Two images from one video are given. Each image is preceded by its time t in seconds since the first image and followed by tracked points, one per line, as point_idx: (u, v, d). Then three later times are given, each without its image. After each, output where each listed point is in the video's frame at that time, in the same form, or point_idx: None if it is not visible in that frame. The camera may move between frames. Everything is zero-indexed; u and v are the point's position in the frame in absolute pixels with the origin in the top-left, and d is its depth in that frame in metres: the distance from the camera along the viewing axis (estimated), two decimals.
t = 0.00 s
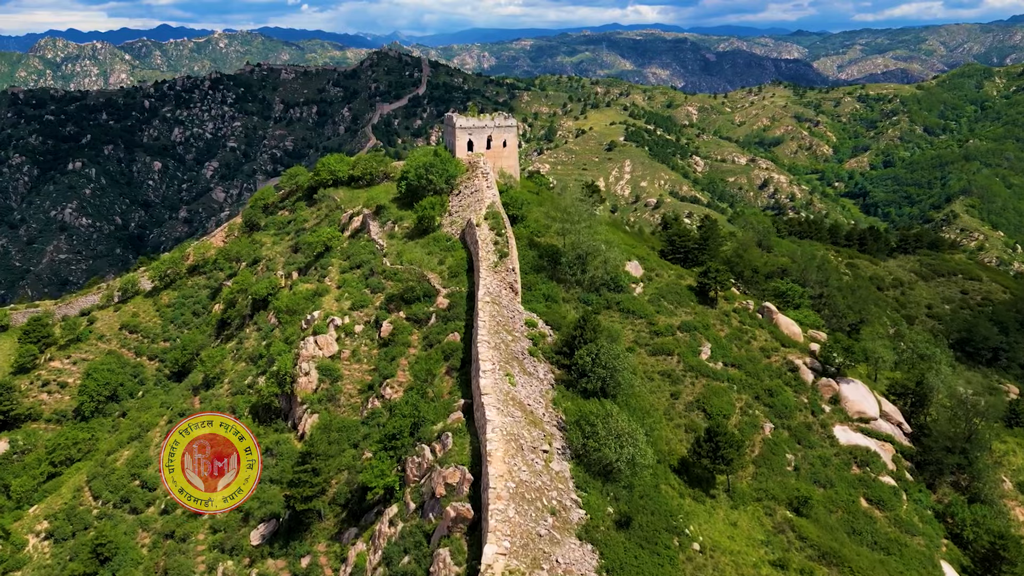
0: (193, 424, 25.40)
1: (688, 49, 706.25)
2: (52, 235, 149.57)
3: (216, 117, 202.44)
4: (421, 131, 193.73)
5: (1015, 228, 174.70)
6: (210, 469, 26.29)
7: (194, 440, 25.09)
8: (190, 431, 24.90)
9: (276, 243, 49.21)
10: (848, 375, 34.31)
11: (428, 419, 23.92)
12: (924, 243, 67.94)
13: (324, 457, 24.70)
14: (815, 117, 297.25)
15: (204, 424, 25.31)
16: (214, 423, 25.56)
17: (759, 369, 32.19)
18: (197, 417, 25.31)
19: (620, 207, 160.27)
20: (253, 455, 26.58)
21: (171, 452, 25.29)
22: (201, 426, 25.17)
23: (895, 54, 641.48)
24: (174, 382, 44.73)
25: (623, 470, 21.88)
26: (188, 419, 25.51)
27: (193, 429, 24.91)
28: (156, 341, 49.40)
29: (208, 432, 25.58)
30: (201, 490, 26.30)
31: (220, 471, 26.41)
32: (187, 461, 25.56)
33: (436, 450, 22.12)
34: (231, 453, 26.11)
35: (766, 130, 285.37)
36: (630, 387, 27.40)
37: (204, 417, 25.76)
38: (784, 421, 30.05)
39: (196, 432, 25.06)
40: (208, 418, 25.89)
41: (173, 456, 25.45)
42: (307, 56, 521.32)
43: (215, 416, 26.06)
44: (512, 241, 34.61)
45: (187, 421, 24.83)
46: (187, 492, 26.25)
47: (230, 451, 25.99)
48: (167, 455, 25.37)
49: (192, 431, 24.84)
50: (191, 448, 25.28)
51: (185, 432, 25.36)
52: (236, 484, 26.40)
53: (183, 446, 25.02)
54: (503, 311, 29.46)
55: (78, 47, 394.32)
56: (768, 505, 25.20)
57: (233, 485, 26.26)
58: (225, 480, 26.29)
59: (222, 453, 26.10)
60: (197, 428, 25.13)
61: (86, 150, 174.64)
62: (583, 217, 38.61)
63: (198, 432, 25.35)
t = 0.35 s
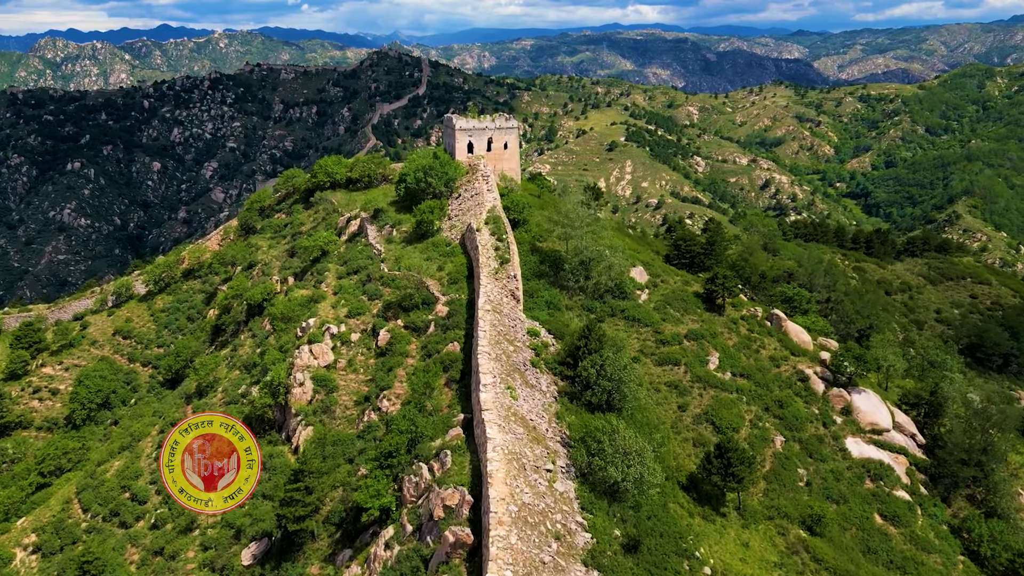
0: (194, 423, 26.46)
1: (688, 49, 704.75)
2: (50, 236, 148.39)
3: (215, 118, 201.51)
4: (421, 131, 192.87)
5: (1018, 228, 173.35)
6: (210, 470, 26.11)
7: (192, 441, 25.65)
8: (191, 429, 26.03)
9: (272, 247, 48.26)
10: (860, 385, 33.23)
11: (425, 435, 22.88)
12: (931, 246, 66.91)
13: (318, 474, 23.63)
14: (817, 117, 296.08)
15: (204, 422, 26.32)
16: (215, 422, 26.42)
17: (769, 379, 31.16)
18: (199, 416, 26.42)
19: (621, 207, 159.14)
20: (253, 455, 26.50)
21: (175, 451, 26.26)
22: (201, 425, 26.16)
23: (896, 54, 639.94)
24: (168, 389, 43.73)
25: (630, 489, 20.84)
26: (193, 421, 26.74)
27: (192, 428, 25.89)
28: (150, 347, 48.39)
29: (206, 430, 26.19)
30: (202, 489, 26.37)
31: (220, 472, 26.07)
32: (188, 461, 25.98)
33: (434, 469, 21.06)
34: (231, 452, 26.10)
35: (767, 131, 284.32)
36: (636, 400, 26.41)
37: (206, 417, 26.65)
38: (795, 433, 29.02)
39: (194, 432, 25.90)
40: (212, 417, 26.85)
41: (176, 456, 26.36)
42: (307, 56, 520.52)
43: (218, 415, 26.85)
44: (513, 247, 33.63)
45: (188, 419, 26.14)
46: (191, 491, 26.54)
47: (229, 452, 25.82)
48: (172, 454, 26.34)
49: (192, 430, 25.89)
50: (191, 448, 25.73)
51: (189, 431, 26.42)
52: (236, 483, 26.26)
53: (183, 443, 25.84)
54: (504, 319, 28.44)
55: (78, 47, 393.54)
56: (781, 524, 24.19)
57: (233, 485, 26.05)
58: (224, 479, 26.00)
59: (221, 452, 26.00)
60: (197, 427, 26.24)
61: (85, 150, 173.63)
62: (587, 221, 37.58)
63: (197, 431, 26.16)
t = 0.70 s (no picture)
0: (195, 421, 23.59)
1: (688, 49, 703.81)
2: (49, 236, 147.29)
3: (215, 118, 200.45)
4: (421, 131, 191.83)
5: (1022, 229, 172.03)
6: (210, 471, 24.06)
7: (195, 440, 23.25)
8: (191, 429, 23.19)
9: (268, 251, 47.18)
10: (874, 396, 32.07)
11: (423, 454, 21.72)
12: (940, 249, 65.81)
13: (310, 494, 22.53)
14: (818, 117, 294.86)
15: (207, 421, 23.60)
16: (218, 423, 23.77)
17: (780, 391, 30.03)
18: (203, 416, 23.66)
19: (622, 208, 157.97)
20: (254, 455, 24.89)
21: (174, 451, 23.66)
22: (207, 423, 23.51)
23: (896, 54, 638.73)
24: (160, 398, 42.69)
25: (639, 513, 19.73)
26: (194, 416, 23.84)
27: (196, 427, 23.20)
28: (142, 353, 47.24)
29: (209, 431, 23.61)
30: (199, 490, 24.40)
31: (219, 472, 24.26)
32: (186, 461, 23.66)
33: (432, 491, 19.93)
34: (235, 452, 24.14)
35: (768, 131, 283.06)
36: (644, 415, 25.29)
37: (207, 416, 23.71)
38: (809, 448, 27.85)
39: (199, 431, 23.20)
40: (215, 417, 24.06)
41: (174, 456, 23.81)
42: (307, 56, 519.34)
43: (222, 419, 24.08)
44: (515, 254, 32.52)
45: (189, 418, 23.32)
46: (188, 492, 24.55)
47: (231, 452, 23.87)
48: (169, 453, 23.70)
49: (192, 429, 23.14)
50: (191, 448, 23.35)
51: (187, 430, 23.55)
52: (237, 484, 24.67)
53: (183, 444, 23.32)
54: (506, 330, 27.32)
55: (78, 47, 392.75)
56: (796, 546, 23.06)
57: (233, 485, 24.41)
58: (224, 481, 24.19)
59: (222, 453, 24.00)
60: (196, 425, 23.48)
61: (84, 151, 172.42)
62: (591, 226, 36.43)
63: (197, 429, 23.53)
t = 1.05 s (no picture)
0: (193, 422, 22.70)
1: (689, 49, 702.71)
2: (47, 237, 146.11)
3: (215, 118, 199.43)
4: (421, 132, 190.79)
5: None
6: (211, 470, 23.51)
7: (193, 442, 22.52)
8: (189, 430, 22.39)
9: (263, 256, 46.17)
10: (889, 409, 30.82)
11: (420, 474, 20.58)
12: (948, 253, 64.70)
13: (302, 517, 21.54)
14: (819, 117, 293.64)
15: (205, 423, 22.70)
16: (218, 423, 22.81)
17: (792, 403, 28.93)
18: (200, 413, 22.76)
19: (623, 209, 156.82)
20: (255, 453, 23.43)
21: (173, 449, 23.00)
22: (205, 423, 22.62)
23: (897, 54, 637.44)
24: (153, 407, 41.63)
25: (649, 540, 18.62)
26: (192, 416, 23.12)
27: (193, 428, 22.35)
28: (135, 360, 46.14)
29: (207, 430, 22.68)
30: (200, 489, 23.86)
31: (220, 471, 23.64)
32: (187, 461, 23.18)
33: (429, 515, 18.84)
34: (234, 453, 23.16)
35: (770, 131, 281.68)
36: (651, 430, 24.21)
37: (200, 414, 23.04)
38: (822, 464, 26.70)
39: (196, 432, 22.42)
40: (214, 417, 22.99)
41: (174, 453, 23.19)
42: (307, 56, 518.60)
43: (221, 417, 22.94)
44: (516, 260, 31.44)
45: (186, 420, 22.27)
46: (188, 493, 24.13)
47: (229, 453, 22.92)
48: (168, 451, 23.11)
49: (190, 431, 22.37)
50: (190, 448, 22.67)
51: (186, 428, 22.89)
52: (237, 484, 23.92)
53: (181, 445, 22.60)
54: (507, 342, 26.21)
55: (78, 47, 391.38)
56: (811, 570, 21.97)
57: (232, 485, 23.72)
58: (224, 480, 23.64)
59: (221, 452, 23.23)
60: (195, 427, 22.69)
61: (83, 152, 170.95)
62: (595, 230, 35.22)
63: (198, 429, 22.82)
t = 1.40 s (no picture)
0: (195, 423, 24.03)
1: (689, 50, 701.51)
2: (45, 238, 144.63)
3: (214, 119, 198.19)
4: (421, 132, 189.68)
5: None
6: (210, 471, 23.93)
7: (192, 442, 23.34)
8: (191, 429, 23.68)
9: (256, 261, 45.06)
10: (904, 422, 29.52)
11: (414, 499, 19.23)
12: (957, 257, 63.51)
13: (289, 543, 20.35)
14: (821, 118, 292.50)
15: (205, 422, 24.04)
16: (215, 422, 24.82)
17: (805, 418, 27.69)
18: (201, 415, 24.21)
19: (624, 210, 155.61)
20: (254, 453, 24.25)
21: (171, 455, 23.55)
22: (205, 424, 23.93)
23: (897, 54, 635.89)
24: (143, 416, 40.43)
25: (659, 572, 17.41)
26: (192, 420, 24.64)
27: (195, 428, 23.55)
28: (125, 368, 44.95)
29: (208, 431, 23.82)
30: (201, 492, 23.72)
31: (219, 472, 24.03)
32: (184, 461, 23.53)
33: (423, 546, 17.57)
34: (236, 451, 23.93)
35: (771, 131, 279.75)
36: (658, 448, 23.05)
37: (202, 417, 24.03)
38: (837, 482, 25.42)
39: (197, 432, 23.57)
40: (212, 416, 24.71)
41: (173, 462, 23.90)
42: (307, 56, 517.45)
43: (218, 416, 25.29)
44: (517, 268, 30.22)
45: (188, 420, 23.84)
46: (186, 496, 23.73)
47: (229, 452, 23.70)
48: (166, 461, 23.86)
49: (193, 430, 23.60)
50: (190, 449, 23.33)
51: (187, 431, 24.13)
52: (237, 484, 24.21)
53: (181, 446, 23.35)
54: (508, 355, 25.00)
55: (78, 47, 389.99)
56: None
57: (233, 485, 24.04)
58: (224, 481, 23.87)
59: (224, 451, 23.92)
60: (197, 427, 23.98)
61: (81, 152, 169.38)
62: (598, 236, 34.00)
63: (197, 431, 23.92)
